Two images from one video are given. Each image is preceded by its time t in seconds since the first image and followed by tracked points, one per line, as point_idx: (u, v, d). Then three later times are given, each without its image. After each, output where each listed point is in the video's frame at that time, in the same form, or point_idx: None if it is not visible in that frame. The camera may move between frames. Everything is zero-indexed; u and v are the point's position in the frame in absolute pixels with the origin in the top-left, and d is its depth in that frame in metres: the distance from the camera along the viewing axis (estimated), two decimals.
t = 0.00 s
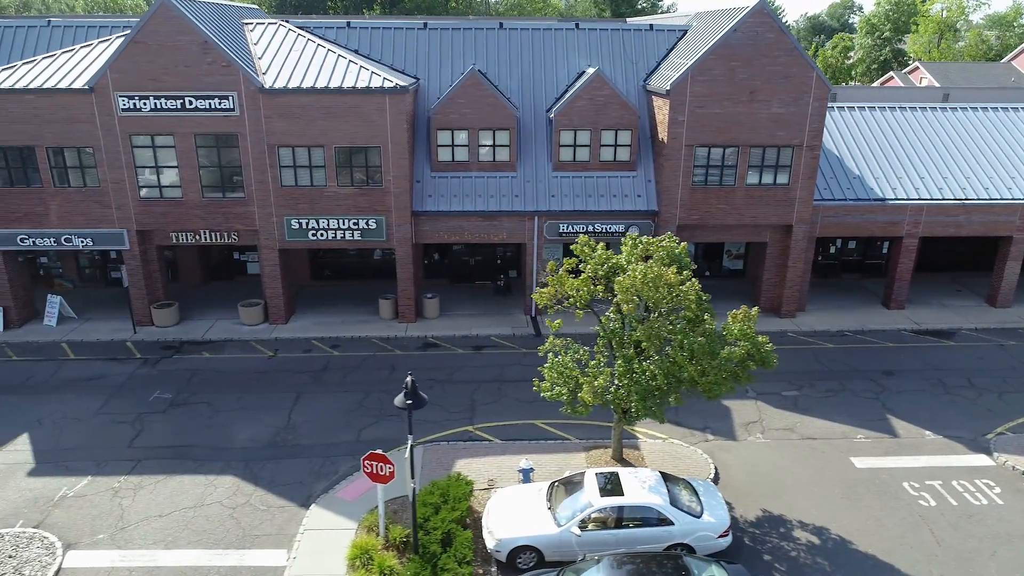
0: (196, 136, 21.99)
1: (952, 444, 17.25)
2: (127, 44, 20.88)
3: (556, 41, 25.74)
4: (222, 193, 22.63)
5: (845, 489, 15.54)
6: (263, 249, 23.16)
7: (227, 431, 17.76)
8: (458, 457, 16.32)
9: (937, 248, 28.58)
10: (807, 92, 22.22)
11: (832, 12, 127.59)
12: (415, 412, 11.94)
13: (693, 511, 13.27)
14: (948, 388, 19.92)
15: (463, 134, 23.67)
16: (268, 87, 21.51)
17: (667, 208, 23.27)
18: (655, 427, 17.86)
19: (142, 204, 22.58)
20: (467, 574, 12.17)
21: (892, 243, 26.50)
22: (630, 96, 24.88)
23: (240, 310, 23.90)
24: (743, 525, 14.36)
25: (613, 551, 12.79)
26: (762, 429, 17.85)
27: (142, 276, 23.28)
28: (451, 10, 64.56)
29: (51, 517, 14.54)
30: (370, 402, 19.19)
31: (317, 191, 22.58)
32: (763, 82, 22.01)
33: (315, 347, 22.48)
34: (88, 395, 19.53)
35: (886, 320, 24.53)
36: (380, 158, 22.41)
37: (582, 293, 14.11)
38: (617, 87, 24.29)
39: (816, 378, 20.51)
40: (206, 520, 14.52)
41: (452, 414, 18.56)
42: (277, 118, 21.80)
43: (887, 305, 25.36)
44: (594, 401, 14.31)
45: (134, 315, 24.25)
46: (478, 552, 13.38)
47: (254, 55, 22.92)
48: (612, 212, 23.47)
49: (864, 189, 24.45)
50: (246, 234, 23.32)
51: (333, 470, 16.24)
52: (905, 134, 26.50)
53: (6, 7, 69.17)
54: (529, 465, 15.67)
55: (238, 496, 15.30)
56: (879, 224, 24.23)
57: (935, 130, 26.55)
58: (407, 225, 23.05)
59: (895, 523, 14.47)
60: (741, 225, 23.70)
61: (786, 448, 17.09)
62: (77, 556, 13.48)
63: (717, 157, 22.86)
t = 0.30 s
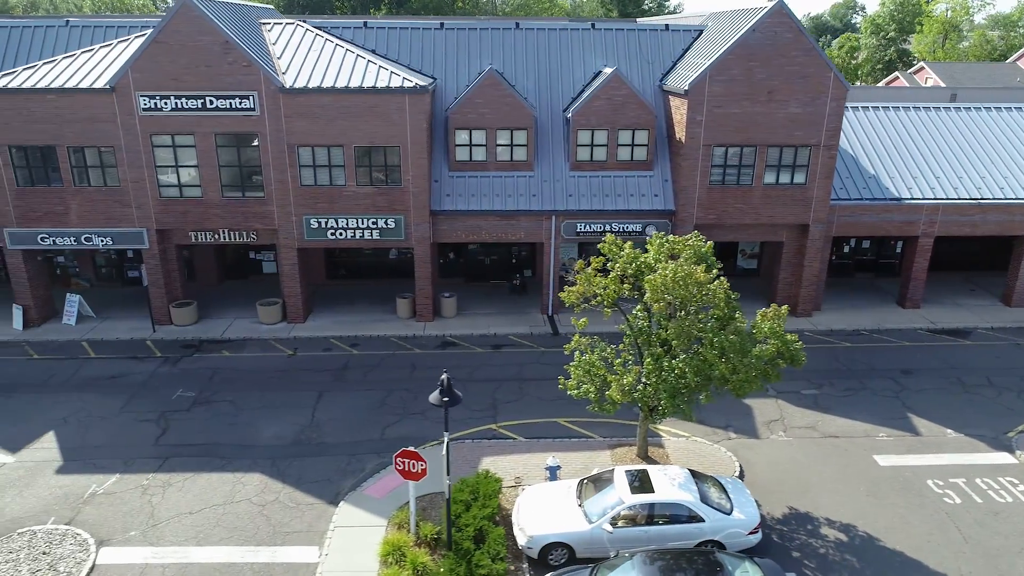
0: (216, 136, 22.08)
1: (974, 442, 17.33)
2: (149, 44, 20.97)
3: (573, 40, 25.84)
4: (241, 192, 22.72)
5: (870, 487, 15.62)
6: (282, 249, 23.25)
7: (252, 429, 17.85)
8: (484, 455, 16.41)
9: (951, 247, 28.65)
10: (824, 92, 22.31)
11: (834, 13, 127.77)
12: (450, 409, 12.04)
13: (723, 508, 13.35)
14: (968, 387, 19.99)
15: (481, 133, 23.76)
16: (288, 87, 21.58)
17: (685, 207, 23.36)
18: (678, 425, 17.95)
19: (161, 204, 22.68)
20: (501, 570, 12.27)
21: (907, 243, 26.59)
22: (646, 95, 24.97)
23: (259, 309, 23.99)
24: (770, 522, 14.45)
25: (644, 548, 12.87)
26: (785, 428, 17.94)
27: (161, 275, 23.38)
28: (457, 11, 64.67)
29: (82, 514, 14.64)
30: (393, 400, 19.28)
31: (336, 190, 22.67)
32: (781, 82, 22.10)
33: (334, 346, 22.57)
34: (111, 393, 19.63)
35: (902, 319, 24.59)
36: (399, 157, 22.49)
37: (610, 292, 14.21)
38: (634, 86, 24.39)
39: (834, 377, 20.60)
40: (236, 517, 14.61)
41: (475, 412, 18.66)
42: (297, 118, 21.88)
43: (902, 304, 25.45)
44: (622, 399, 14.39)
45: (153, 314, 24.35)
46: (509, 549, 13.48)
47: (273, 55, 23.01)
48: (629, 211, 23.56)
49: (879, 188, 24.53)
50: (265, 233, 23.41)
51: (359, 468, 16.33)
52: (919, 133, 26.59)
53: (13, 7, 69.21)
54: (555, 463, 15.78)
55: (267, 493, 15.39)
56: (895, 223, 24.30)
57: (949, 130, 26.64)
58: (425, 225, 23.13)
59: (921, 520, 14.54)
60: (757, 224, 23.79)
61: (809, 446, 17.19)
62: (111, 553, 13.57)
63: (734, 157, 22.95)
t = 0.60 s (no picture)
0: (236, 135, 22.18)
1: (995, 439, 17.42)
2: (170, 44, 21.08)
3: (589, 40, 25.95)
4: (261, 191, 22.83)
5: (893, 484, 15.73)
6: (300, 248, 23.35)
7: (276, 427, 17.95)
8: (509, 453, 16.51)
9: (963, 246, 28.78)
10: (841, 92, 22.40)
11: (837, 13, 127.80)
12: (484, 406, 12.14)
13: (752, 504, 13.45)
14: (986, 385, 20.09)
15: (498, 133, 23.86)
16: (308, 87, 21.67)
17: (701, 206, 23.48)
18: (700, 423, 18.07)
19: (181, 203, 22.78)
20: (535, 566, 12.34)
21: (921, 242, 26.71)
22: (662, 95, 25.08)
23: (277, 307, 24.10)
24: (797, 518, 14.56)
25: (675, 543, 12.98)
26: (806, 425, 18.06)
27: (180, 274, 23.49)
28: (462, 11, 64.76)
29: (113, 510, 14.74)
30: (415, 398, 19.39)
31: (355, 190, 22.77)
32: (799, 82, 22.22)
33: (353, 344, 22.68)
34: (134, 391, 19.72)
35: (916, 318, 24.70)
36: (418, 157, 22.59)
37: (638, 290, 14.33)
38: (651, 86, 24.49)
39: (853, 375, 20.70)
40: (266, 514, 14.72)
41: (497, 410, 18.77)
42: (317, 118, 21.98)
43: (917, 303, 25.57)
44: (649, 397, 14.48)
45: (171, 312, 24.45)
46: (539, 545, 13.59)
47: (292, 55, 23.11)
48: (646, 211, 23.67)
49: (895, 188, 24.62)
50: (284, 232, 23.51)
51: (385, 464, 16.44)
52: (933, 133, 26.69)
53: (19, 6, 69.24)
54: (581, 460, 15.89)
55: (295, 490, 15.49)
56: (910, 222, 24.40)
57: (963, 129, 26.74)
58: (443, 224, 23.24)
59: (946, 517, 14.64)
60: (773, 224, 23.91)
61: (831, 443, 17.30)
62: (144, 548, 13.65)
63: (751, 157, 23.06)
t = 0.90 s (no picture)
0: (256, 134, 22.28)
1: (1015, 436, 17.53)
2: (191, 44, 21.20)
3: (605, 40, 26.07)
4: (280, 190, 22.93)
5: (916, 481, 15.84)
6: (319, 247, 23.46)
7: (301, 424, 18.07)
8: (534, 450, 16.63)
9: (975, 246, 28.91)
10: (857, 91, 22.50)
11: (840, 13, 127.87)
12: (518, 402, 12.26)
13: (780, 500, 13.55)
14: (1004, 382, 20.18)
15: (515, 132, 23.95)
16: (328, 87, 21.76)
17: (718, 205, 23.59)
18: (722, 420, 18.19)
19: (201, 201, 22.88)
20: (568, 561, 12.40)
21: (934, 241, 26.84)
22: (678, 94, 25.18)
23: (295, 306, 24.21)
24: (823, 514, 14.68)
25: (704, 539, 13.08)
26: (827, 423, 18.17)
27: (199, 273, 23.59)
28: (468, 11, 64.87)
29: (144, 506, 14.85)
30: (436, 396, 19.50)
31: (374, 189, 22.88)
32: (816, 81, 22.32)
33: (372, 342, 22.79)
34: (157, 389, 19.83)
35: (931, 317, 24.80)
36: (436, 156, 22.69)
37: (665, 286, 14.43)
38: (667, 85, 24.59)
39: (872, 373, 20.79)
40: (295, 510, 14.83)
41: (519, 408, 18.88)
42: (336, 117, 22.09)
43: (931, 302, 25.68)
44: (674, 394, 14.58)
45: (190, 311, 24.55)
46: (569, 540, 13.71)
47: (311, 55, 23.21)
48: (662, 210, 23.81)
49: (910, 187, 24.71)
50: (302, 231, 23.62)
51: (411, 461, 16.55)
52: (947, 132, 26.79)
53: (26, 6, 69.32)
54: (607, 457, 16.01)
55: (322, 486, 15.60)
56: (926, 221, 24.49)
57: (976, 129, 26.84)
58: (461, 223, 23.33)
59: (971, 513, 14.75)
60: (789, 223, 24.01)
61: (852, 440, 17.42)
62: (177, 544, 13.76)
63: (767, 156, 23.17)
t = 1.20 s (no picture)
0: (275, 133, 22.39)
1: None
2: (212, 44, 21.31)
3: (620, 39, 26.16)
4: (298, 189, 23.03)
5: (939, 477, 15.93)
6: (337, 245, 23.57)
7: (324, 421, 18.17)
8: (558, 447, 16.73)
9: (987, 244, 29.03)
10: (873, 90, 22.60)
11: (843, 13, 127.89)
12: (549, 398, 12.36)
13: (808, 496, 13.65)
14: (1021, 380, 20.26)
15: (532, 131, 24.04)
16: (347, 86, 21.87)
17: (734, 204, 23.68)
18: (742, 418, 18.28)
19: (220, 200, 22.98)
20: (599, 556, 12.49)
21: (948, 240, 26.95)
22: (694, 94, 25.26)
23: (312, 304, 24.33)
24: (848, 510, 14.77)
25: (733, 535, 13.18)
26: (847, 420, 18.26)
27: (217, 271, 23.71)
28: (475, 11, 64.90)
29: (172, 502, 14.95)
30: (457, 393, 19.60)
31: (392, 187, 22.98)
32: (832, 80, 22.42)
33: (390, 341, 22.90)
34: (178, 386, 19.93)
35: (945, 315, 24.90)
36: (455, 155, 22.78)
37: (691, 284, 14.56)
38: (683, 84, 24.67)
39: (889, 371, 20.88)
40: (323, 506, 14.93)
41: (540, 405, 18.99)
42: (355, 116, 22.19)
43: (945, 301, 25.77)
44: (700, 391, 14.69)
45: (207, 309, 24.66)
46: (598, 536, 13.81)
47: (329, 54, 23.31)
48: (678, 209, 23.91)
49: (924, 186, 24.79)
50: (320, 230, 23.72)
51: (435, 458, 16.65)
52: (960, 131, 26.87)
53: (32, 6, 69.41)
54: (631, 454, 16.11)
55: (349, 483, 15.70)
56: (941, 220, 24.57)
57: (989, 128, 26.94)
58: (478, 221, 23.42)
59: (995, 509, 14.84)
60: (805, 221, 24.11)
61: (873, 438, 17.51)
62: (207, 539, 13.86)
63: (783, 155, 23.27)
